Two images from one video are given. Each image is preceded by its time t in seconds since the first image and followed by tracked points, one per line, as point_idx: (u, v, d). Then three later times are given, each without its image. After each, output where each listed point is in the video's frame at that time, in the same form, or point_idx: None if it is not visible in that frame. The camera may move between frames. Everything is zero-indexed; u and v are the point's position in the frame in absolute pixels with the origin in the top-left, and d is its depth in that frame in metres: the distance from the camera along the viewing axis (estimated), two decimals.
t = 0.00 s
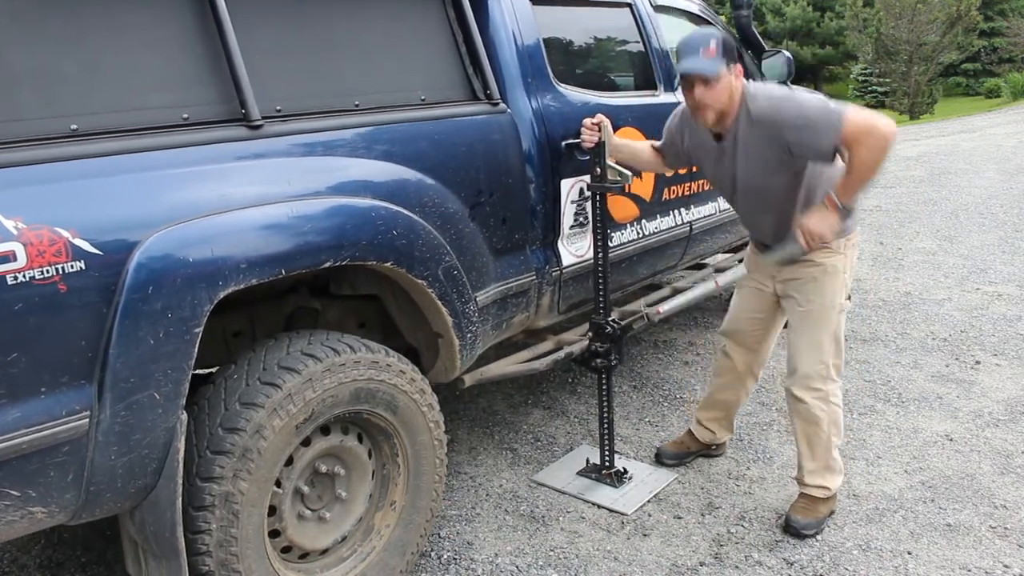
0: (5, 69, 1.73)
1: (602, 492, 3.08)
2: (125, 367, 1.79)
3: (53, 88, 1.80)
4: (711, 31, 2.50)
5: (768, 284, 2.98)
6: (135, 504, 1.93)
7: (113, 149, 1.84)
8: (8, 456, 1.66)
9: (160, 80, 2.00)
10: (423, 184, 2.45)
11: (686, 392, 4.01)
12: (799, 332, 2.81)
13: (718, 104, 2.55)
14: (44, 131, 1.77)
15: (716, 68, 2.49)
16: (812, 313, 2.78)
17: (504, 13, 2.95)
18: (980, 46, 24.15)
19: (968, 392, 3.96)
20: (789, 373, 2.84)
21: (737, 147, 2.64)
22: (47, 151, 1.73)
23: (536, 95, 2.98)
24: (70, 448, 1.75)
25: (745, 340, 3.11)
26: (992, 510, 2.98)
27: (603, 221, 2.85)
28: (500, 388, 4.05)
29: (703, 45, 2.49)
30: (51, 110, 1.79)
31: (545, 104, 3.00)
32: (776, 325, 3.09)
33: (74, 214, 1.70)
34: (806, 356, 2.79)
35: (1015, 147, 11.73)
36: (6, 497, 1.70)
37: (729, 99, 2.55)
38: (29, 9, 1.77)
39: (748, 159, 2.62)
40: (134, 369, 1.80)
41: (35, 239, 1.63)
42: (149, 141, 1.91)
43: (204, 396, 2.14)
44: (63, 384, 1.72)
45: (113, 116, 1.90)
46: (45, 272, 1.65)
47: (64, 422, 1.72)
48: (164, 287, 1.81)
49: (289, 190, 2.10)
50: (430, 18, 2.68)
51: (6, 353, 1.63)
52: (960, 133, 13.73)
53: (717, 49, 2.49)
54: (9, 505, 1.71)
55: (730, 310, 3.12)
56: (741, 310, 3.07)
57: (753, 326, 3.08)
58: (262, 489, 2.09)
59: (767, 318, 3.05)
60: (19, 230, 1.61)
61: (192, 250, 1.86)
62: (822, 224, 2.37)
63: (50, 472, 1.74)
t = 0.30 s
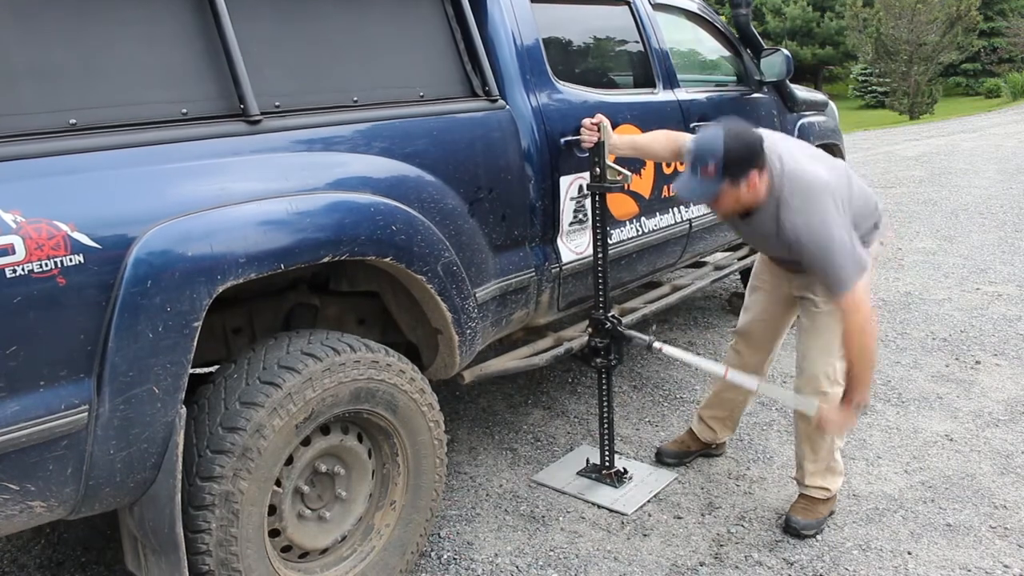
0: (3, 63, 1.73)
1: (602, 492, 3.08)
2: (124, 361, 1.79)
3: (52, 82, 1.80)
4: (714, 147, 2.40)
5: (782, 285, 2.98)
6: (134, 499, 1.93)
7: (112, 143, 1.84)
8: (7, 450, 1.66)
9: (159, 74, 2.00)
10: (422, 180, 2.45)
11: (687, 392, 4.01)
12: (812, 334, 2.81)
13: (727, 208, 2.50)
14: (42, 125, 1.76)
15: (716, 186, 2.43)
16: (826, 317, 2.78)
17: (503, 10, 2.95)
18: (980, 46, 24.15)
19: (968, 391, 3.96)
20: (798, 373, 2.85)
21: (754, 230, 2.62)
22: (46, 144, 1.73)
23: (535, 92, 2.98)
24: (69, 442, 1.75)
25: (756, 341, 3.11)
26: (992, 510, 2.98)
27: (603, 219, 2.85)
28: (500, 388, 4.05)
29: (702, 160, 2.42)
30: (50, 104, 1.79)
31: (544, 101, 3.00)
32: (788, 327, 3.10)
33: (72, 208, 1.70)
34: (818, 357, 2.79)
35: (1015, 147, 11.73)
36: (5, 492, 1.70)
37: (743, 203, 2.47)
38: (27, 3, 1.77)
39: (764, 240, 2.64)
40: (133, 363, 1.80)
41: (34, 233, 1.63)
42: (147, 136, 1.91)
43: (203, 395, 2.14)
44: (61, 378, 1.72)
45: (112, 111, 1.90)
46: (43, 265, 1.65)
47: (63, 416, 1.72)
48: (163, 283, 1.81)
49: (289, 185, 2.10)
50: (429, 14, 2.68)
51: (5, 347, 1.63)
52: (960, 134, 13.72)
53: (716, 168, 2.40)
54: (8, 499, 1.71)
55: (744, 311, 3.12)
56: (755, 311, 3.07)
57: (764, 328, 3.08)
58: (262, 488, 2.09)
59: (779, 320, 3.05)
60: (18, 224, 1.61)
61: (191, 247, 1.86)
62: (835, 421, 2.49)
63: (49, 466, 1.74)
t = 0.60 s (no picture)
0: (3, 62, 1.73)
1: (602, 492, 3.08)
2: (123, 359, 1.79)
3: (52, 81, 1.80)
4: (721, 191, 2.28)
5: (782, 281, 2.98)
6: (134, 498, 1.93)
7: (111, 142, 1.84)
8: (6, 449, 1.66)
9: (159, 73, 2.00)
10: (422, 180, 2.45)
11: (687, 392, 4.01)
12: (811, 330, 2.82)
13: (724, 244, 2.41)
14: (42, 123, 1.77)
15: (716, 231, 2.32)
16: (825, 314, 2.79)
17: (503, 11, 2.95)
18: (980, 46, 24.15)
19: (968, 391, 3.96)
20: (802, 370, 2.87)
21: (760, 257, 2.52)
22: (46, 143, 1.73)
23: (535, 92, 2.98)
24: (69, 441, 1.75)
25: (757, 335, 3.11)
26: (992, 510, 2.98)
27: (603, 219, 2.85)
28: (500, 388, 4.05)
29: (706, 202, 2.30)
30: (50, 103, 1.79)
31: (544, 100, 3.00)
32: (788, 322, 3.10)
33: (72, 207, 1.70)
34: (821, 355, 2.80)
35: (1015, 147, 11.73)
36: (5, 491, 1.70)
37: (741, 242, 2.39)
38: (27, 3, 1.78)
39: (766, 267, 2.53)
40: (133, 362, 1.80)
41: (34, 231, 1.63)
42: (147, 135, 1.91)
43: (204, 395, 2.14)
44: (62, 377, 1.72)
45: (112, 110, 1.90)
46: (43, 264, 1.65)
47: (63, 415, 1.72)
48: (163, 282, 1.81)
49: (288, 184, 2.10)
50: (429, 14, 2.68)
51: (5, 346, 1.63)
52: (960, 134, 13.72)
53: (720, 213, 2.29)
54: (8, 498, 1.71)
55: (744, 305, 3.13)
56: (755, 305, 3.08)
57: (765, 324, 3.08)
58: (262, 487, 2.09)
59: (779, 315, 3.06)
60: (18, 222, 1.62)
61: (191, 245, 1.86)
62: (810, 463, 2.53)
63: (49, 465, 1.74)
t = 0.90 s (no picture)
0: (4, 66, 1.73)
1: (602, 492, 3.08)
2: (124, 362, 1.79)
3: (53, 84, 1.80)
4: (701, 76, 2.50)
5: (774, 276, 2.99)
6: (134, 500, 1.93)
7: (112, 145, 1.84)
8: (7, 452, 1.66)
9: (159, 76, 2.00)
10: (423, 182, 2.45)
11: (687, 392, 4.01)
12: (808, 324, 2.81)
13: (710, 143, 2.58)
14: (42, 126, 1.76)
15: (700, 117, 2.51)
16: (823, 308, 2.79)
17: (504, 12, 2.95)
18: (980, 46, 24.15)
19: (968, 391, 3.96)
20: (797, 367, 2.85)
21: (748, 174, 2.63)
22: (47, 146, 1.73)
23: (536, 93, 2.98)
24: (69, 444, 1.75)
25: (744, 333, 3.12)
26: (992, 510, 2.98)
27: (604, 220, 2.85)
28: (500, 388, 4.05)
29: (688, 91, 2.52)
30: (50, 106, 1.79)
31: (544, 102, 3.00)
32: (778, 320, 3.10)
33: (72, 210, 1.70)
34: (817, 350, 2.80)
35: (1015, 147, 11.73)
36: (5, 493, 1.70)
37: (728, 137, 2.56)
38: (28, 5, 1.77)
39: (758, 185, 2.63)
40: (133, 365, 1.80)
41: (34, 235, 1.63)
42: (148, 137, 1.91)
43: (204, 396, 2.14)
44: (62, 380, 1.72)
45: (112, 112, 1.90)
46: (44, 268, 1.65)
47: (63, 418, 1.72)
48: (163, 284, 1.81)
49: (289, 187, 2.10)
50: (429, 15, 2.68)
51: (5, 349, 1.63)
52: (960, 133, 13.72)
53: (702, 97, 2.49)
54: (9, 501, 1.71)
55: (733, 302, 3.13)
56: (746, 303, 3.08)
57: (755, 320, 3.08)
58: (262, 488, 2.09)
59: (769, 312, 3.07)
60: (18, 226, 1.61)
61: (191, 247, 1.86)
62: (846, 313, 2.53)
63: (49, 468, 1.74)
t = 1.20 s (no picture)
0: (4, 66, 1.73)
1: (602, 492, 3.08)
2: (124, 363, 1.79)
3: (53, 85, 1.80)
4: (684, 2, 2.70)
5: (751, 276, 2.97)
6: (134, 500, 1.93)
7: (112, 145, 1.84)
8: (7, 452, 1.66)
9: (159, 76, 2.00)
10: (423, 182, 2.45)
11: (687, 392, 4.01)
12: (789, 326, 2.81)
13: (690, 62, 2.68)
14: (42, 127, 1.76)
15: (682, 33, 2.64)
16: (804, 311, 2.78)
17: (504, 12, 2.95)
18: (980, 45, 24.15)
19: (968, 391, 3.96)
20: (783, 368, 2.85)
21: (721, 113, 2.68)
22: (46, 146, 1.73)
23: (536, 93, 2.98)
24: (69, 445, 1.75)
25: (721, 331, 3.11)
26: (992, 510, 2.98)
27: (603, 220, 2.85)
28: (500, 388, 4.05)
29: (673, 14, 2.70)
30: (50, 107, 1.79)
31: (544, 102, 3.00)
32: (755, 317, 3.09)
33: (72, 210, 1.70)
34: (803, 351, 2.79)
35: (1016, 147, 11.73)
36: (5, 494, 1.70)
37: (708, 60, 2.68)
38: (28, 6, 1.77)
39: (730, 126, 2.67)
40: (133, 365, 1.80)
41: (34, 235, 1.63)
42: (148, 138, 1.91)
43: (204, 395, 2.14)
44: (62, 380, 1.72)
45: (112, 113, 1.90)
46: (44, 268, 1.65)
47: (63, 418, 1.72)
48: (163, 284, 1.81)
49: (289, 187, 2.10)
50: (429, 16, 2.68)
51: (5, 349, 1.63)
52: (960, 134, 13.72)
53: (686, 17, 2.65)
54: (8, 501, 1.71)
55: (709, 302, 3.12)
56: (723, 302, 3.07)
57: (733, 318, 3.07)
58: (262, 488, 2.09)
59: (748, 310, 3.05)
60: (18, 226, 1.61)
61: (191, 247, 1.86)
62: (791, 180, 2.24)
63: (49, 468, 1.74)
